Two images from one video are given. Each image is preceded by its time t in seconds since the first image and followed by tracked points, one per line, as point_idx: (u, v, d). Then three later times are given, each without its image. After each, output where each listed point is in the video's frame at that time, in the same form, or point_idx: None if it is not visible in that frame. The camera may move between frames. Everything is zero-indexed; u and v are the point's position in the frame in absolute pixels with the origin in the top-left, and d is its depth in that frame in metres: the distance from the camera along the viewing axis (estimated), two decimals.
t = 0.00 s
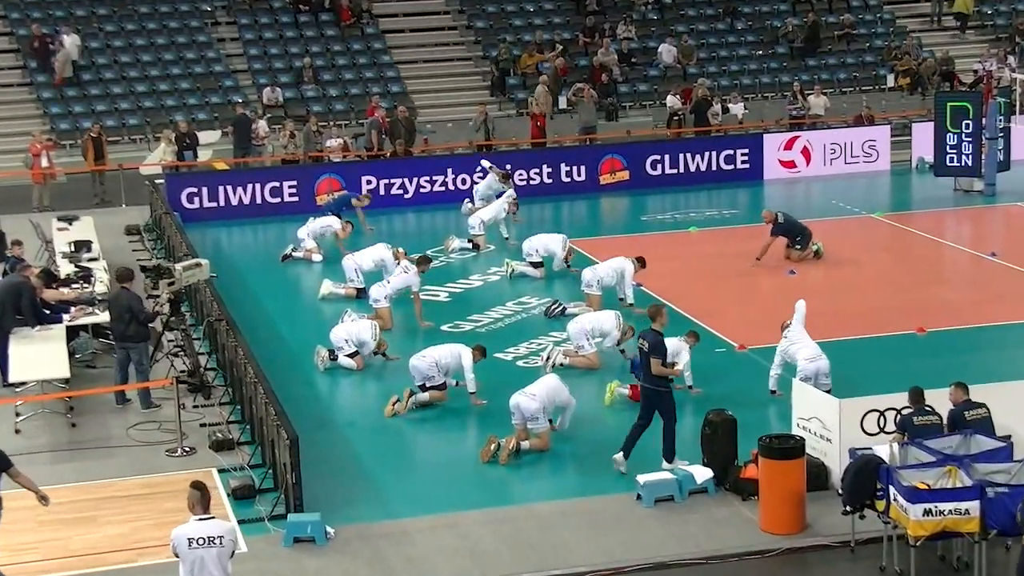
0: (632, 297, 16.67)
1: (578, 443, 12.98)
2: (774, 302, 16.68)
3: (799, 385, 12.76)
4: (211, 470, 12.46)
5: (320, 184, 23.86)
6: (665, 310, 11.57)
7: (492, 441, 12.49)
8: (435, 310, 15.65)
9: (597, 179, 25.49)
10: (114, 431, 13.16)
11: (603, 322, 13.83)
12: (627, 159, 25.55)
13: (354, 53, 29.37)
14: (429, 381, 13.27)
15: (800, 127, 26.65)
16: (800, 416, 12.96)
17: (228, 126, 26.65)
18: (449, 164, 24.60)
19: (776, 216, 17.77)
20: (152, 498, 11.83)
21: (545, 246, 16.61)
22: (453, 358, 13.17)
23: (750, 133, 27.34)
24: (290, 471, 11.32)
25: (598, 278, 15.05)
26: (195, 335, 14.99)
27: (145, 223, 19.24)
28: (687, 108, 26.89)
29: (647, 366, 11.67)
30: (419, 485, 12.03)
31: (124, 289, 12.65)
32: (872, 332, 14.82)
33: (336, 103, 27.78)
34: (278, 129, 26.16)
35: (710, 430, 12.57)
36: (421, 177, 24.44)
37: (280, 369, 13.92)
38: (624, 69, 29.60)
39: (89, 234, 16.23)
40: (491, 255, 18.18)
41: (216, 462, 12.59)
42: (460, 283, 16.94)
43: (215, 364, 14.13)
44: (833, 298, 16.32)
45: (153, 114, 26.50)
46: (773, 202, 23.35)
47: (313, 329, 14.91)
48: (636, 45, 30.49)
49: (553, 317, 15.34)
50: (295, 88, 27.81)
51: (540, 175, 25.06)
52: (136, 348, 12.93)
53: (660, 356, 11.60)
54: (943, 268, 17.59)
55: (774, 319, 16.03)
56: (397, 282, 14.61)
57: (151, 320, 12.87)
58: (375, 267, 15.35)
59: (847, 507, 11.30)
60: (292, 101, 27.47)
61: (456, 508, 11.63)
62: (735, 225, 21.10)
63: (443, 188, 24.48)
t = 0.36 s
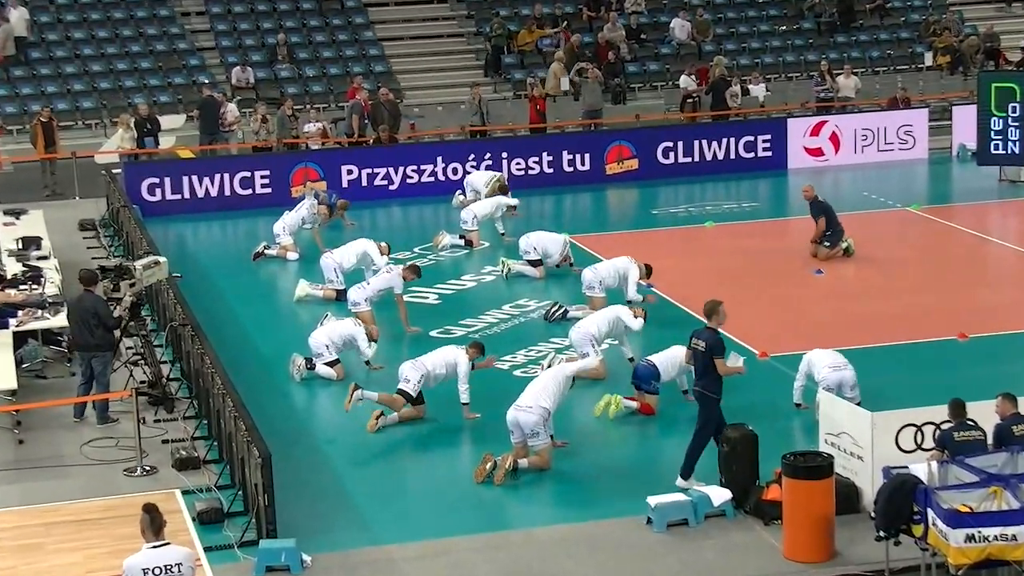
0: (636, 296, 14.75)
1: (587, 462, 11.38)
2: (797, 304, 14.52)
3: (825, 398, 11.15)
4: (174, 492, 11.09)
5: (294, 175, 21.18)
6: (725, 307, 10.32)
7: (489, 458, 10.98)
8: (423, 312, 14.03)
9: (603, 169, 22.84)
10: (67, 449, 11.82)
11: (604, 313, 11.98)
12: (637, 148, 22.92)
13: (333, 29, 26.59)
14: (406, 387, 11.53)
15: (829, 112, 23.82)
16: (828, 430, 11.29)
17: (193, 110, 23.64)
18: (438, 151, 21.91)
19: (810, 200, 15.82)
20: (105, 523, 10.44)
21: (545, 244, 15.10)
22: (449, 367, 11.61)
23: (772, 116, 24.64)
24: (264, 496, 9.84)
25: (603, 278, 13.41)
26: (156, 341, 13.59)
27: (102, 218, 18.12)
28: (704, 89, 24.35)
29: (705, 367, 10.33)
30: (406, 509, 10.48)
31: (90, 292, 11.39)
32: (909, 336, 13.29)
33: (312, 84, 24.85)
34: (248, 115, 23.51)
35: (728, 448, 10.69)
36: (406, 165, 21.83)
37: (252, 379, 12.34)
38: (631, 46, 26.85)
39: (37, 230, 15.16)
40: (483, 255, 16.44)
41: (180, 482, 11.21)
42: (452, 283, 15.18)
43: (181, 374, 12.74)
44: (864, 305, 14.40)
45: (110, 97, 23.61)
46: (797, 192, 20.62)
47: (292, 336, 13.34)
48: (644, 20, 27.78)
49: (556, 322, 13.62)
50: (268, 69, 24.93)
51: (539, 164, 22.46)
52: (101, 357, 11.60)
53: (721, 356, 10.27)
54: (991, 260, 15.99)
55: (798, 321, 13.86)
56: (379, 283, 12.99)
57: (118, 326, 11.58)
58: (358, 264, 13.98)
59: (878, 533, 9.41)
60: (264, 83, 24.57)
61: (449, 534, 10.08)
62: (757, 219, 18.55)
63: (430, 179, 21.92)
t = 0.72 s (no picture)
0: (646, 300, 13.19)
1: (598, 479, 9.85)
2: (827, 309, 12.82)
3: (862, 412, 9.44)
4: (133, 518, 9.78)
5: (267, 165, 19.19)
6: (794, 302, 8.89)
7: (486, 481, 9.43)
8: (410, 319, 12.65)
9: (612, 158, 20.75)
10: (12, 471, 10.53)
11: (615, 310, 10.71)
12: (649, 134, 20.90)
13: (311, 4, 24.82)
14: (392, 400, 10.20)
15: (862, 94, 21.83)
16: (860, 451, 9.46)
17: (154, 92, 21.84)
18: (427, 137, 19.81)
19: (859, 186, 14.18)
20: (59, 553, 9.14)
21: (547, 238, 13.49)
22: (442, 381, 10.19)
23: (799, 99, 22.62)
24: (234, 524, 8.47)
25: (608, 281, 11.93)
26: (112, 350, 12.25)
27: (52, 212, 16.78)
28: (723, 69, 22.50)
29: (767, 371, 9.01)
30: (390, 536, 9.03)
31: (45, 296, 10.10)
32: (954, 344, 11.81)
33: (288, 63, 23.04)
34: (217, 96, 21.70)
35: (752, 469, 8.98)
36: (392, 153, 19.79)
37: (219, 393, 10.97)
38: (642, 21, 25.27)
39: None
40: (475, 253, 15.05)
41: (140, 508, 9.91)
42: (445, 284, 13.71)
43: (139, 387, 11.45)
44: (902, 309, 12.86)
45: (62, 77, 21.79)
46: (824, 188, 18.47)
47: (264, 343, 11.95)
48: None
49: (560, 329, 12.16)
50: (239, 46, 23.22)
51: (540, 153, 20.48)
52: (56, 368, 10.31)
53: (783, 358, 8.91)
54: None
55: (829, 329, 12.23)
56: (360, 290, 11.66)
57: (74, 334, 10.31)
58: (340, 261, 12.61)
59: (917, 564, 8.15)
60: (234, 62, 22.70)
61: (440, 562, 8.61)
62: (779, 215, 16.66)
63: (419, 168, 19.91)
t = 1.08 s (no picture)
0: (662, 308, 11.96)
1: (612, 507, 8.63)
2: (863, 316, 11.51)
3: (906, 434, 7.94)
4: (88, 553, 8.58)
5: (241, 159, 17.22)
6: (885, 307, 7.82)
7: (483, 512, 8.18)
8: (400, 332, 11.48)
9: (626, 151, 18.62)
10: None
11: (624, 328, 9.46)
12: (666, 125, 18.67)
13: None
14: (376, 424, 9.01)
15: (912, 82, 19.32)
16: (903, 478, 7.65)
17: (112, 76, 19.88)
18: (417, 128, 17.73)
19: (915, 182, 12.56)
20: None
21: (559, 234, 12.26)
22: (433, 399, 9.05)
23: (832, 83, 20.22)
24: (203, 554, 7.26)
25: (620, 288, 10.72)
26: (65, 365, 11.15)
27: (2, 210, 15.64)
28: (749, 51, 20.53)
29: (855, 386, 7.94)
30: (375, 573, 7.80)
31: None
32: (1010, 359, 10.50)
33: (262, 43, 20.78)
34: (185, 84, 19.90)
35: (781, 501, 7.47)
36: (378, 146, 17.68)
37: (185, 414, 9.82)
38: None
39: None
40: (471, 256, 13.86)
41: (95, 542, 8.72)
42: (438, 291, 12.58)
43: (96, 407, 10.37)
44: (950, 317, 11.54)
45: (8, 60, 19.61)
46: (867, 182, 17.04)
47: (239, 358, 10.79)
48: None
49: (569, 343, 11.02)
50: (207, 25, 21.06)
51: (544, 144, 18.34)
52: (4, 387, 9.15)
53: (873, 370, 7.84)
54: None
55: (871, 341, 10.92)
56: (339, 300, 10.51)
57: (23, 348, 9.15)
58: (320, 266, 11.55)
59: None
60: (201, 42, 20.58)
61: None
62: (809, 215, 15.21)
63: (408, 163, 17.83)
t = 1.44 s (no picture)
0: (688, 321, 10.94)
1: (637, 545, 7.58)
2: (909, 332, 10.46)
3: (964, 461, 6.39)
4: None
5: (217, 155, 16.15)
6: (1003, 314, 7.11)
7: (488, 551, 7.02)
8: (400, 348, 10.47)
9: (649, 145, 17.56)
10: None
11: (654, 364, 8.34)
12: (694, 116, 17.63)
13: None
14: (384, 463, 7.97)
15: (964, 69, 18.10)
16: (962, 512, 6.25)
17: (70, 61, 18.59)
18: (415, 120, 16.67)
19: (976, 182, 11.52)
20: None
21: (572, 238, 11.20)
22: (423, 425, 7.98)
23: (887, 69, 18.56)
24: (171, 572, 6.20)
25: (643, 297, 9.66)
26: (17, 387, 10.07)
27: None
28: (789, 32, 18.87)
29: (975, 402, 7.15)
30: None
31: None
32: None
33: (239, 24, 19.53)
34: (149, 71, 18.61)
35: (823, 540, 6.19)
36: (370, 140, 16.63)
37: (151, 442, 8.78)
38: None
39: None
40: (475, 262, 12.86)
41: None
42: (438, 303, 11.56)
43: (52, 434, 9.32)
44: (1008, 330, 10.47)
45: None
46: (921, 177, 16.06)
47: (205, 380, 9.73)
48: None
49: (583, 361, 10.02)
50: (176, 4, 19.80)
51: (557, 138, 17.26)
52: None
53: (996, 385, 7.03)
54: None
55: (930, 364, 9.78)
56: (327, 302, 9.47)
57: None
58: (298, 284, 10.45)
59: None
60: (171, 23, 19.31)
61: None
62: (862, 216, 14.19)
63: (404, 158, 16.82)
